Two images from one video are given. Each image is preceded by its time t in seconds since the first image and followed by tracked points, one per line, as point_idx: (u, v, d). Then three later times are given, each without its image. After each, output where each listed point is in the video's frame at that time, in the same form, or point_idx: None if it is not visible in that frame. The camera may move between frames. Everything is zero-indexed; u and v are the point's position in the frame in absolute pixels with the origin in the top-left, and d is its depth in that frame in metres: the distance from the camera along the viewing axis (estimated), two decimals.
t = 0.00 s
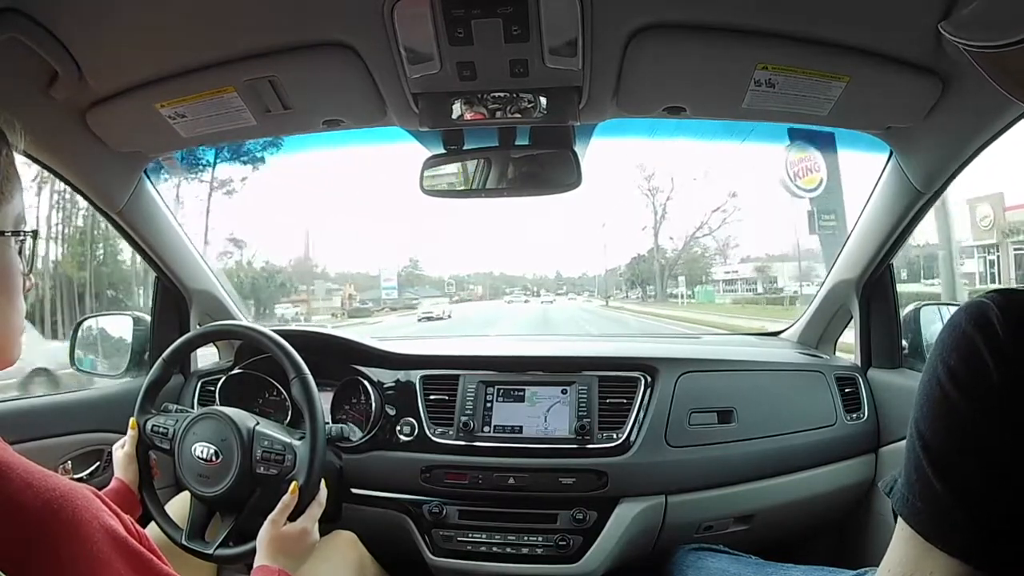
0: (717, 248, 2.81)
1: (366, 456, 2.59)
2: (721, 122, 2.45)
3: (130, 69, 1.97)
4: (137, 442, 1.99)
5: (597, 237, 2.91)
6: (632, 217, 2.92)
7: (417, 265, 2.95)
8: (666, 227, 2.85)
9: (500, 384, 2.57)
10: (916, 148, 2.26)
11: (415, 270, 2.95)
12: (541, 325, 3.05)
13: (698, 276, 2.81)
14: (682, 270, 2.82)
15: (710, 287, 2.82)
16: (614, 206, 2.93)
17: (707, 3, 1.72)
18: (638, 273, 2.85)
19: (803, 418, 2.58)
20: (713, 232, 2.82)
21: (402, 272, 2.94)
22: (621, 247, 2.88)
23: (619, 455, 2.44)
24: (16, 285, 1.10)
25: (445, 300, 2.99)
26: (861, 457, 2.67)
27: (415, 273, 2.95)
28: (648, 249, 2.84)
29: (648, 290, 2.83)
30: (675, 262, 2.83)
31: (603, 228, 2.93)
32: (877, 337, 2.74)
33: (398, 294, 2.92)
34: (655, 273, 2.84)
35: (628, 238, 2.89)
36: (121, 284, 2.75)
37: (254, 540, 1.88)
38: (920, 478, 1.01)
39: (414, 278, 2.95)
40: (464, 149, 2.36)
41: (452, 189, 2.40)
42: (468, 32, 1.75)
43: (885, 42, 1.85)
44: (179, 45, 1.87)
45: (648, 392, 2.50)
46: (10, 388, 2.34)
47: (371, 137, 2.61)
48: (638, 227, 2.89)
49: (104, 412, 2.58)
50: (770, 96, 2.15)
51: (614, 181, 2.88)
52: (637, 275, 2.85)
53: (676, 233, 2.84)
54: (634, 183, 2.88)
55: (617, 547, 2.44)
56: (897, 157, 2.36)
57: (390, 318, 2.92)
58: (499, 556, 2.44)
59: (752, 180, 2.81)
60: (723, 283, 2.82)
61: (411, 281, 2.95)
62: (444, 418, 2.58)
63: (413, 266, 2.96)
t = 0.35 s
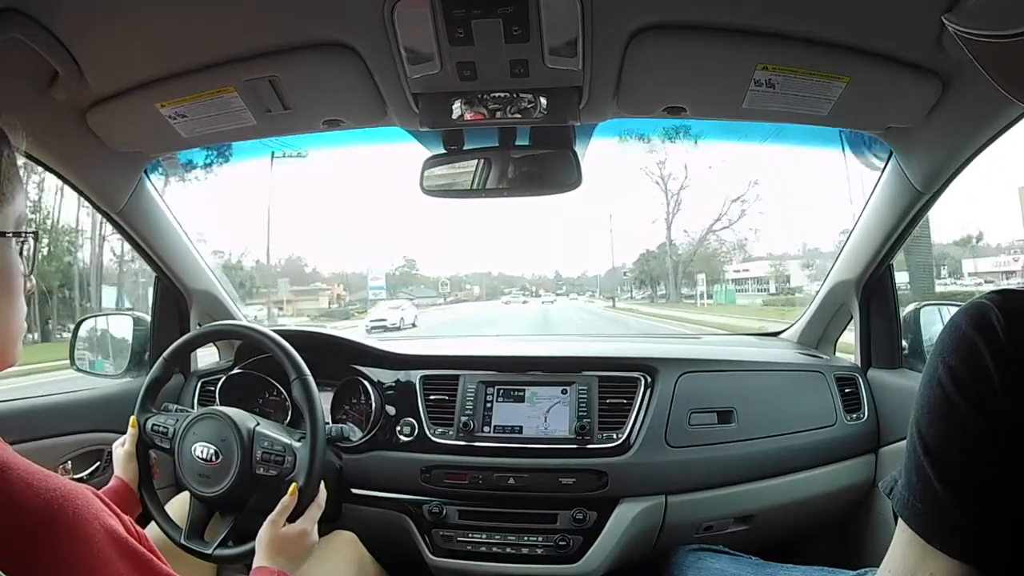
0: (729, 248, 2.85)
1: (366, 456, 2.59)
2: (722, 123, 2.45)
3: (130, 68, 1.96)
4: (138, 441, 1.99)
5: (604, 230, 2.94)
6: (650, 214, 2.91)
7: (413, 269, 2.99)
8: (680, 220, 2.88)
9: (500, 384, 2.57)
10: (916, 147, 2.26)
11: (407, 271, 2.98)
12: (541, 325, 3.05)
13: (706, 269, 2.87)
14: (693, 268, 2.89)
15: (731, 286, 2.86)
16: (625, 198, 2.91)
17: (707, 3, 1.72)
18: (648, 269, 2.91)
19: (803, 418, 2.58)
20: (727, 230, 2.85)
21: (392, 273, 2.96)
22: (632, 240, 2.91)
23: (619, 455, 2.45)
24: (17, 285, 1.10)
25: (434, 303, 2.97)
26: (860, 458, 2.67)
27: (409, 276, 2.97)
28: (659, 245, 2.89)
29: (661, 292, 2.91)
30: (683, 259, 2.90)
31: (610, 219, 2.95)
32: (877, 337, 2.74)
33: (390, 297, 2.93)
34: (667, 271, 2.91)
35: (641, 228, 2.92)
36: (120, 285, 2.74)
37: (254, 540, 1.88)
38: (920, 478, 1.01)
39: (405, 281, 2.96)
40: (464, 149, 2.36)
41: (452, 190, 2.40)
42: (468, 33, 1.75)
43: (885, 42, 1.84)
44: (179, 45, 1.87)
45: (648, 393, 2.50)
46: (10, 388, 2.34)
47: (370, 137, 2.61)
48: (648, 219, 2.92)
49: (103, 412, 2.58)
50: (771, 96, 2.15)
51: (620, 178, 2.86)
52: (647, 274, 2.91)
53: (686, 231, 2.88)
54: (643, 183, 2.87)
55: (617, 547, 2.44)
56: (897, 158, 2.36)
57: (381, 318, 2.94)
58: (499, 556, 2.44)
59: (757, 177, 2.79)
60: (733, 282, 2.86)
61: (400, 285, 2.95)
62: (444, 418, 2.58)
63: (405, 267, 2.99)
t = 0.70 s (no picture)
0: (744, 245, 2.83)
1: (366, 456, 2.59)
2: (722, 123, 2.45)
3: (130, 68, 1.96)
4: (138, 442, 1.99)
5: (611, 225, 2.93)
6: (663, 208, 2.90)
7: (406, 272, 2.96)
8: (699, 213, 2.85)
9: (500, 384, 2.57)
10: (916, 148, 2.26)
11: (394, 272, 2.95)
12: (540, 326, 3.05)
13: (726, 266, 2.84)
14: (710, 266, 2.85)
15: (758, 287, 2.84)
16: (637, 189, 2.89)
17: (707, 4, 1.72)
18: (661, 264, 2.87)
19: (803, 419, 2.59)
20: (747, 223, 2.83)
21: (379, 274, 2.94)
22: (643, 234, 2.90)
23: (619, 455, 2.45)
24: (17, 285, 1.10)
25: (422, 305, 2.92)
26: (860, 458, 2.67)
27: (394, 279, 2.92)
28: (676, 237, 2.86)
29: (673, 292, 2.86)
30: (700, 257, 2.86)
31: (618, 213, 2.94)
32: (877, 337, 2.75)
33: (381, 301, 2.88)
34: (683, 269, 2.87)
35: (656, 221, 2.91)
36: (121, 284, 2.74)
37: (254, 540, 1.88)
38: (920, 478, 1.01)
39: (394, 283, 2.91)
40: (464, 149, 2.37)
41: (452, 190, 2.40)
42: (469, 33, 1.75)
43: (885, 42, 1.84)
44: (179, 45, 1.87)
45: (648, 393, 2.50)
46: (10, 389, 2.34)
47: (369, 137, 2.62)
48: (659, 211, 2.91)
49: (103, 412, 2.58)
50: (771, 97, 2.15)
51: (626, 173, 2.85)
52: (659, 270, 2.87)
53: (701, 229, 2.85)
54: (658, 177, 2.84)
55: (617, 547, 2.44)
56: (897, 158, 2.36)
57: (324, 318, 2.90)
58: (499, 556, 2.44)
59: (771, 169, 2.75)
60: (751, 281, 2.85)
61: (387, 288, 2.90)
62: (444, 418, 2.58)
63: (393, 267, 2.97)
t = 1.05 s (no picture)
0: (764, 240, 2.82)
1: (366, 456, 2.59)
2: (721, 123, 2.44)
3: (129, 68, 1.96)
4: (137, 446, 1.99)
5: (624, 216, 2.93)
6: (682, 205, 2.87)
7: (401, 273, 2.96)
8: (723, 201, 2.81)
9: (500, 384, 2.57)
10: (916, 147, 2.26)
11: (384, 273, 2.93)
12: (540, 326, 3.06)
13: (749, 263, 2.84)
14: (733, 264, 2.85)
15: (773, 288, 2.86)
16: (654, 177, 2.86)
17: (707, 3, 1.72)
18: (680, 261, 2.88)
19: (803, 418, 2.58)
20: (776, 211, 2.80)
21: (366, 274, 2.90)
22: (660, 226, 2.90)
23: (619, 455, 2.45)
24: (19, 286, 1.11)
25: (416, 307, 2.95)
26: (861, 458, 2.67)
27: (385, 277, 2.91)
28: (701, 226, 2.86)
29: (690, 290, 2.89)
30: (723, 253, 2.87)
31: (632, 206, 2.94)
32: (877, 337, 2.74)
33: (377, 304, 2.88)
34: (700, 265, 2.89)
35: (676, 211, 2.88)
36: (121, 285, 2.74)
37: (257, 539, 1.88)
38: (921, 477, 1.01)
39: (387, 283, 2.90)
40: (464, 149, 2.36)
41: (452, 190, 2.40)
42: (468, 33, 1.75)
43: (885, 42, 1.84)
44: (179, 45, 1.87)
45: (648, 393, 2.50)
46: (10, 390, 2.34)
47: (366, 138, 2.62)
48: (673, 201, 2.88)
49: (103, 412, 2.57)
50: (770, 96, 2.15)
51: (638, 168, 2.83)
52: (675, 267, 2.88)
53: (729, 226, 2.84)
54: (675, 167, 2.81)
55: (617, 547, 2.44)
56: (897, 157, 2.36)
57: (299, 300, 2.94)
58: (499, 556, 2.44)
59: (802, 160, 2.67)
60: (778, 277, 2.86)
61: (380, 288, 2.89)
62: (444, 418, 2.58)
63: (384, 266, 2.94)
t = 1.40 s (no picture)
0: (790, 229, 2.79)
1: (367, 456, 2.59)
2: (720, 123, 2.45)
3: (129, 68, 1.96)
4: (137, 445, 1.99)
5: (623, 216, 2.95)
6: (704, 194, 2.84)
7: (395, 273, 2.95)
8: (752, 183, 2.75)
9: (500, 384, 2.57)
10: (915, 147, 2.26)
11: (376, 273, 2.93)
12: (540, 326, 3.06)
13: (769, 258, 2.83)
14: (764, 258, 2.83)
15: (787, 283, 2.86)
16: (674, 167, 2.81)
17: (707, 3, 1.72)
18: (702, 254, 2.86)
19: (803, 418, 2.58)
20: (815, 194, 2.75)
21: (358, 273, 2.91)
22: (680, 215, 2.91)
23: (619, 455, 2.45)
24: (17, 286, 1.11)
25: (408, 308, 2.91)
26: (861, 457, 2.67)
27: (376, 277, 2.90)
28: (729, 216, 2.83)
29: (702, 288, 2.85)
30: (753, 245, 2.82)
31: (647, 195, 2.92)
32: (877, 336, 2.74)
33: (370, 303, 2.86)
34: (733, 254, 2.83)
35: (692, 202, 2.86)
36: (121, 285, 2.74)
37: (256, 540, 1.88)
38: (920, 468, 1.01)
39: (378, 282, 2.90)
40: (463, 149, 2.36)
41: (451, 191, 2.40)
42: (468, 33, 1.75)
43: (884, 42, 1.84)
44: (178, 45, 1.87)
45: (648, 393, 2.50)
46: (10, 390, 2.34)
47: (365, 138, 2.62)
48: (693, 184, 2.83)
49: (103, 413, 2.57)
50: (770, 96, 2.15)
51: (652, 162, 2.82)
52: (695, 262, 2.86)
53: (765, 211, 2.78)
54: (699, 154, 2.73)
55: (617, 547, 2.44)
56: (897, 157, 2.35)
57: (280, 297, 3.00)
58: (499, 556, 2.44)
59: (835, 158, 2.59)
60: (794, 273, 2.85)
61: (372, 288, 2.88)
62: (444, 419, 2.58)
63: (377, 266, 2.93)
